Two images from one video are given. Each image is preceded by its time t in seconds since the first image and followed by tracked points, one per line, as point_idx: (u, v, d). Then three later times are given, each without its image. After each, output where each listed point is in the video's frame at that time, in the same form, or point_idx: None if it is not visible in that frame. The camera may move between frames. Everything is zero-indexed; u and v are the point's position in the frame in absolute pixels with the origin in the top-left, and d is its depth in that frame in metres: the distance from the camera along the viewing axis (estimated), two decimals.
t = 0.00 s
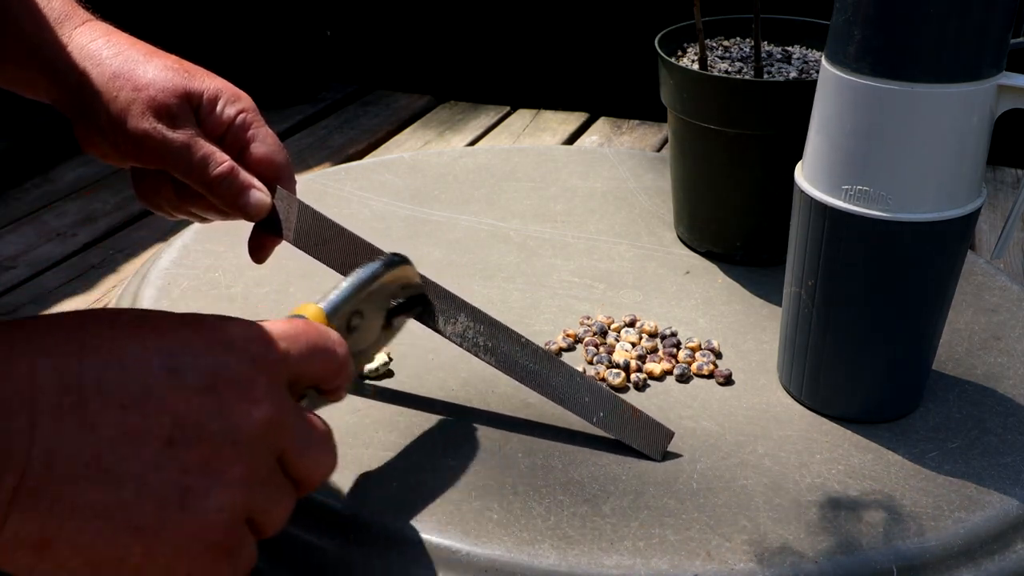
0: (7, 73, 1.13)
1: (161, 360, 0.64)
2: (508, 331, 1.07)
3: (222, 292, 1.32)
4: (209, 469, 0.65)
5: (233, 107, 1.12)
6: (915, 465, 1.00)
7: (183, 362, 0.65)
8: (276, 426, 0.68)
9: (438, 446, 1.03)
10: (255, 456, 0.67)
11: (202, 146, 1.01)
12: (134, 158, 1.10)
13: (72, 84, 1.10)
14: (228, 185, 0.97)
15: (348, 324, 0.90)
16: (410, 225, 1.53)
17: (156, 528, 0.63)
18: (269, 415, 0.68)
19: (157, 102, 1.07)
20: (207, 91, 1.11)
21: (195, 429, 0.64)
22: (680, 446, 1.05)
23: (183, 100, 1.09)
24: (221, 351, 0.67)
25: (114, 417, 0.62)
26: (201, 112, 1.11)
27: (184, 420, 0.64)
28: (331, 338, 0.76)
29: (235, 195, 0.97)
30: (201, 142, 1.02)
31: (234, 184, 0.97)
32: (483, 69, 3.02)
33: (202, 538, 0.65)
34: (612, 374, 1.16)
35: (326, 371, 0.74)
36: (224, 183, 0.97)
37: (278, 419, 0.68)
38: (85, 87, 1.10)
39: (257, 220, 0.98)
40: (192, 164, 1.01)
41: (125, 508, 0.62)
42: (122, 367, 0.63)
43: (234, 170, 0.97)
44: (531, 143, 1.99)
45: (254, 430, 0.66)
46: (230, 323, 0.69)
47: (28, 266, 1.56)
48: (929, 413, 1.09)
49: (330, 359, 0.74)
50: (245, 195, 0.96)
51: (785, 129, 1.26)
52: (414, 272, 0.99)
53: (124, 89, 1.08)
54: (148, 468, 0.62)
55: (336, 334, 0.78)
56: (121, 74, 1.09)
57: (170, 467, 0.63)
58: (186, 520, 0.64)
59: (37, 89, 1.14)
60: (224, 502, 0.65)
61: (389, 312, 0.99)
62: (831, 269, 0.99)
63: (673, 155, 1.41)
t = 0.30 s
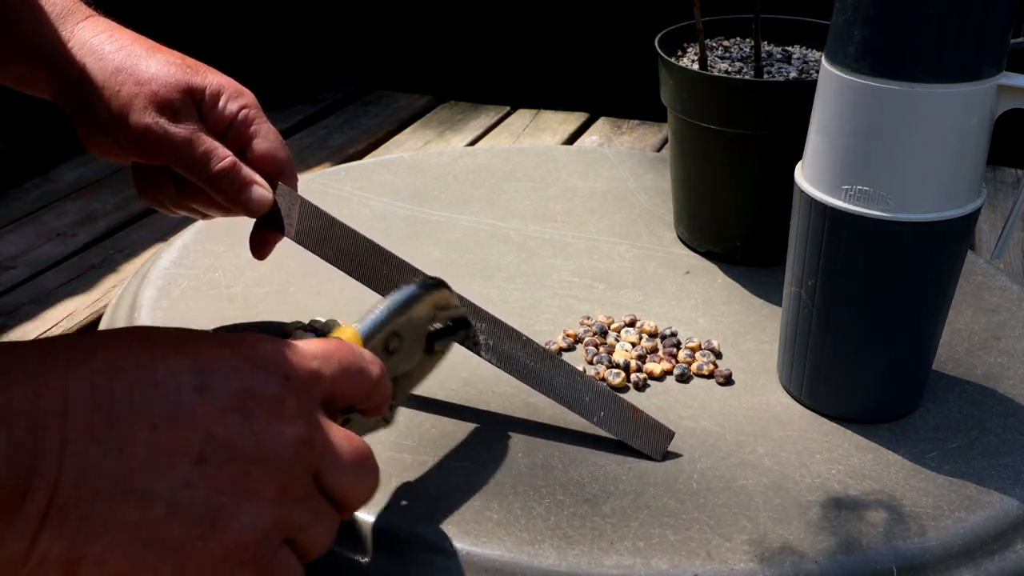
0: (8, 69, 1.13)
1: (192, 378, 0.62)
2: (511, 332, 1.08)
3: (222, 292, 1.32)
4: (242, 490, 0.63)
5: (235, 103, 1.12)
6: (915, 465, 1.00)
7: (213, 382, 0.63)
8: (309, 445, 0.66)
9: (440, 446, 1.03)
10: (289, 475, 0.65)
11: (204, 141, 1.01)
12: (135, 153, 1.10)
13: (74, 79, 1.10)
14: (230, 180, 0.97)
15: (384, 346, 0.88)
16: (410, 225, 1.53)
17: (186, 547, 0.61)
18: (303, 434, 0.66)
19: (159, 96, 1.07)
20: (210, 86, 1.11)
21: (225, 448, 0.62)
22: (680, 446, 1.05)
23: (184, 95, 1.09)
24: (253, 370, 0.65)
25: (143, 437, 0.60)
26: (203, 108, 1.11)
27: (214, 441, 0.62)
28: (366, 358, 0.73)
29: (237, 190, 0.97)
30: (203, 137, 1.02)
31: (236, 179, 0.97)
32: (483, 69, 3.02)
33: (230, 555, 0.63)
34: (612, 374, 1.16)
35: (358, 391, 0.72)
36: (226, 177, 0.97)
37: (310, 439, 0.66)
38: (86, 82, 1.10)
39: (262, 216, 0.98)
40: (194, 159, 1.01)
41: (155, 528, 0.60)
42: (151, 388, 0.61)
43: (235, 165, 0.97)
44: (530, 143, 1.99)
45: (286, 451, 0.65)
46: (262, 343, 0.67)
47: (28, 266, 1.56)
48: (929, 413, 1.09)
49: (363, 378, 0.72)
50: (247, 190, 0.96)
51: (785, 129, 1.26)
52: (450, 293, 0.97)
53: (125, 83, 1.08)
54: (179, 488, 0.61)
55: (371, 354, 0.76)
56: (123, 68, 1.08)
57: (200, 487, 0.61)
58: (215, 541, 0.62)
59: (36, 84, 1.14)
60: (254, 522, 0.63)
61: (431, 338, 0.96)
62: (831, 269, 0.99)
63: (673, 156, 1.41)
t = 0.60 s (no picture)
0: (9, 68, 1.14)
1: (219, 381, 0.63)
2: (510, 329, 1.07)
3: (222, 292, 1.32)
4: (277, 493, 0.63)
5: (235, 101, 1.12)
6: (915, 465, 1.00)
7: (242, 383, 0.63)
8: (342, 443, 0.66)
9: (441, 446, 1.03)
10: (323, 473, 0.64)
11: (204, 139, 1.01)
12: (135, 150, 1.10)
13: (75, 77, 1.10)
14: (229, 179, 0.97)
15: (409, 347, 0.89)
16: (410, 225, 1.53)
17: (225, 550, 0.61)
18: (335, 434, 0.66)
19: (160, 94, 1.07)
20: (210, 84, 1.11)
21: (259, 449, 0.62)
22: (680, 446, 1.05)
23: (184, 93, 1.09)
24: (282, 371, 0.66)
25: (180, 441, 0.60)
26: (204, 105, 1.10)
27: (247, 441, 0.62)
28: (393, 359, 0.74)
29: (237, 188, 0.97)
30: (202, 135, 1.02)
31: (235, 178, 0.96)
32: (483, 69, 3.02)
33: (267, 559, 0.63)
34: (612, 374, 1.16)
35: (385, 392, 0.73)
36: (225, 175, 0.97)
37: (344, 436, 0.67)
38: (86, 79, 1.10)
39: (263, 216, 0.98)
40: (194, 156, 1.01)
41: (191, 531, 0.60)
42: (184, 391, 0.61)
43: (235, 164, 0.97)
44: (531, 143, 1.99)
45: (319, 450, 0.65)
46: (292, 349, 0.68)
47: (28, 266, 1.56)
48: (929, 413, 1.09)
49: (393, 380, 0.73)
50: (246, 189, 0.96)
51: (785, 129, 1.26)
52: (471, 293, 0.99)
53: (125, 80, 1.08)
54: (213, 490, 0.61)
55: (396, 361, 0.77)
56: (123, 65, 1.08)
57: (232, 489, 0.61)
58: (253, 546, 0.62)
59: (36, 81, 1.14)
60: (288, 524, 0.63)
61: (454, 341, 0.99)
62: (831, 268, 0.99)
63: (673, 155, 1.41)
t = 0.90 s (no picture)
0: (8, 68, 1.13)
1: (172, 376, 0.60)
2: (509, 330, 1.08)
3: (222, 292, 1.32)
4: (231, 492, 0.60)
5: (236, 103, 1.12)
6: (915, 465, 1.00)
7: (193, 381, 0.60)
8: (291, 443, 0.64)
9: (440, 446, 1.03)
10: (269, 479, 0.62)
11: (206, 141, 1.01)
12: (136, 152, 1.10)
13: (75, 78, 1.10)
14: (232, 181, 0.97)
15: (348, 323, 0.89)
16: (410, 225, 1.53)
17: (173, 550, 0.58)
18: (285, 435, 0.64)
19: (161, 95, 1.06)
20: (211, 85, 1.11)
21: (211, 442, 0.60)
22: (680, 446, 1.05)
23: (186, 94, 1.09)
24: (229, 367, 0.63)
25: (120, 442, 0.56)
26: (204, 107, 1.10)
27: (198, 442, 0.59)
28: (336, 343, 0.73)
29: (237, 189, 0.98)
30: (204, 137, 1.02)
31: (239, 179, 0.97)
32: (483, 70, 3.02)
33: (218, 560, 0.59)
34: (612, 374, 1.16)
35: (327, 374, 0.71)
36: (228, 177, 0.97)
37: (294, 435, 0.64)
38: (87, 80, 1.09)
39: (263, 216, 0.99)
40: (195, 157, 1.02)
41: (148, 538, 0.57)
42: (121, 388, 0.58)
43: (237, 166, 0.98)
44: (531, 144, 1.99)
45: (274, 444, 0.62)
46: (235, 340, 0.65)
47: (28, 266, 1.56)
48: (929, 413, 1.09)
49: (342, 363, 0.72)
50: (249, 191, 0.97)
51: (785, 129, 1.26)
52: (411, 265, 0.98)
53: (127, 81, 1.07)
54: (165, 493, 0.57)
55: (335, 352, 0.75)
56: (125, 66, 1.08)
57: (187, 490, 0.58)
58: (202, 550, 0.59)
59: (36, 82, 1.14)
60: (242, 523, 0.60)
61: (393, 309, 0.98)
62: (831, 269, 0.99)
63: (673, 155, 1.41)
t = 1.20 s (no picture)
0: (7, 70, 1.13)
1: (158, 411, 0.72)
2: (507, 332, 1.08)
3: (222, 293, 1.32)
4: (195, 515, 0.75)
5: (233, 108, 1.11)
6: (915, 465, 1.00)
7: (178, 413, 0.73)
8: (240, 455, 0.77)
9: (439, 446, 1.03)
10: (258, 469, 0.79)
11: (202, 144, 1.01)
12: (133, 155, 1.10)
13: (73, 80, 1.10)
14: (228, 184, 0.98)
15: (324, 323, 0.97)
16: (410, 225, 1.53)
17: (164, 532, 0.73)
18: (246, 447, 0.77)
19: (158, 99, 1.06)
20: (209, 90, 1.11)
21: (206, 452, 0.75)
22: (680, 446, 1.05)
23: (183, 99, 1.08)
24: (204, 386, 0.75)
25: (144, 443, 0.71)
26: (202, 111, 1.10)
27: (190, 446, 0.73)
28: (309, 355, 0.84)
29: (233, 194, 0.98)
30: (201, 140, 1.02)
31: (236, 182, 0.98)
32: (484, 70, 3.02)
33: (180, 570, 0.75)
34: (612, 374, 1.16)
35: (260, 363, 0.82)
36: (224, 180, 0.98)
37: (246, 447, 0.77)
38: (85, 82, 1.09)
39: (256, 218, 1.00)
40: (191, 161, 1.02)
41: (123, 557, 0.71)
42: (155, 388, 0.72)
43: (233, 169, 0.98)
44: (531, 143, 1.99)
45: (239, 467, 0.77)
46: (215, 354, 0.77)
47: (28, 266, 1.56)
48: (928, 413, 1.09)
49: (314, 374, 0.84)
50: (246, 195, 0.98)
51: (785, 129, 1.26)
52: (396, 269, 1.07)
53: (124, 84, 1.07)
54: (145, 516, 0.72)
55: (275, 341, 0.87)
56: (123, 70, 1.08)
57: (161, 515, 0.72)
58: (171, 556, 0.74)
59: (36, 85, 1.14)
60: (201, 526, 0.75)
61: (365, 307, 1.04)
62: (830, 268, 0.99)
63: (673, 155, 1.41)
